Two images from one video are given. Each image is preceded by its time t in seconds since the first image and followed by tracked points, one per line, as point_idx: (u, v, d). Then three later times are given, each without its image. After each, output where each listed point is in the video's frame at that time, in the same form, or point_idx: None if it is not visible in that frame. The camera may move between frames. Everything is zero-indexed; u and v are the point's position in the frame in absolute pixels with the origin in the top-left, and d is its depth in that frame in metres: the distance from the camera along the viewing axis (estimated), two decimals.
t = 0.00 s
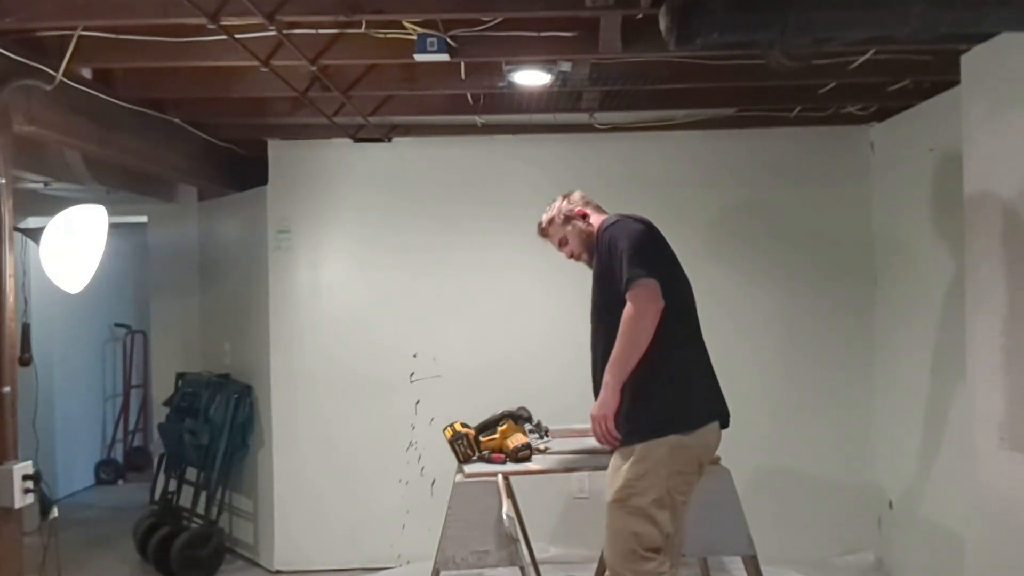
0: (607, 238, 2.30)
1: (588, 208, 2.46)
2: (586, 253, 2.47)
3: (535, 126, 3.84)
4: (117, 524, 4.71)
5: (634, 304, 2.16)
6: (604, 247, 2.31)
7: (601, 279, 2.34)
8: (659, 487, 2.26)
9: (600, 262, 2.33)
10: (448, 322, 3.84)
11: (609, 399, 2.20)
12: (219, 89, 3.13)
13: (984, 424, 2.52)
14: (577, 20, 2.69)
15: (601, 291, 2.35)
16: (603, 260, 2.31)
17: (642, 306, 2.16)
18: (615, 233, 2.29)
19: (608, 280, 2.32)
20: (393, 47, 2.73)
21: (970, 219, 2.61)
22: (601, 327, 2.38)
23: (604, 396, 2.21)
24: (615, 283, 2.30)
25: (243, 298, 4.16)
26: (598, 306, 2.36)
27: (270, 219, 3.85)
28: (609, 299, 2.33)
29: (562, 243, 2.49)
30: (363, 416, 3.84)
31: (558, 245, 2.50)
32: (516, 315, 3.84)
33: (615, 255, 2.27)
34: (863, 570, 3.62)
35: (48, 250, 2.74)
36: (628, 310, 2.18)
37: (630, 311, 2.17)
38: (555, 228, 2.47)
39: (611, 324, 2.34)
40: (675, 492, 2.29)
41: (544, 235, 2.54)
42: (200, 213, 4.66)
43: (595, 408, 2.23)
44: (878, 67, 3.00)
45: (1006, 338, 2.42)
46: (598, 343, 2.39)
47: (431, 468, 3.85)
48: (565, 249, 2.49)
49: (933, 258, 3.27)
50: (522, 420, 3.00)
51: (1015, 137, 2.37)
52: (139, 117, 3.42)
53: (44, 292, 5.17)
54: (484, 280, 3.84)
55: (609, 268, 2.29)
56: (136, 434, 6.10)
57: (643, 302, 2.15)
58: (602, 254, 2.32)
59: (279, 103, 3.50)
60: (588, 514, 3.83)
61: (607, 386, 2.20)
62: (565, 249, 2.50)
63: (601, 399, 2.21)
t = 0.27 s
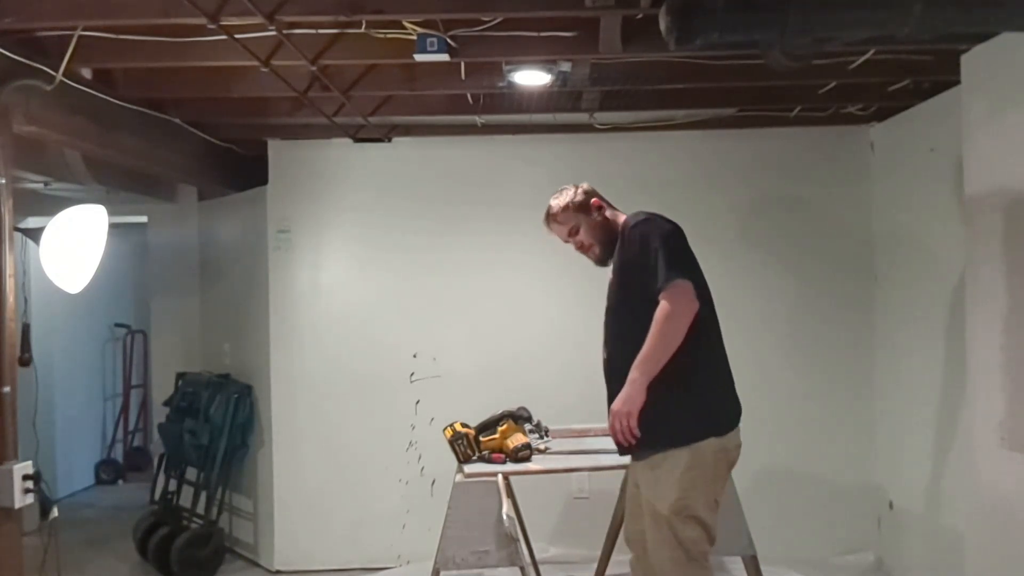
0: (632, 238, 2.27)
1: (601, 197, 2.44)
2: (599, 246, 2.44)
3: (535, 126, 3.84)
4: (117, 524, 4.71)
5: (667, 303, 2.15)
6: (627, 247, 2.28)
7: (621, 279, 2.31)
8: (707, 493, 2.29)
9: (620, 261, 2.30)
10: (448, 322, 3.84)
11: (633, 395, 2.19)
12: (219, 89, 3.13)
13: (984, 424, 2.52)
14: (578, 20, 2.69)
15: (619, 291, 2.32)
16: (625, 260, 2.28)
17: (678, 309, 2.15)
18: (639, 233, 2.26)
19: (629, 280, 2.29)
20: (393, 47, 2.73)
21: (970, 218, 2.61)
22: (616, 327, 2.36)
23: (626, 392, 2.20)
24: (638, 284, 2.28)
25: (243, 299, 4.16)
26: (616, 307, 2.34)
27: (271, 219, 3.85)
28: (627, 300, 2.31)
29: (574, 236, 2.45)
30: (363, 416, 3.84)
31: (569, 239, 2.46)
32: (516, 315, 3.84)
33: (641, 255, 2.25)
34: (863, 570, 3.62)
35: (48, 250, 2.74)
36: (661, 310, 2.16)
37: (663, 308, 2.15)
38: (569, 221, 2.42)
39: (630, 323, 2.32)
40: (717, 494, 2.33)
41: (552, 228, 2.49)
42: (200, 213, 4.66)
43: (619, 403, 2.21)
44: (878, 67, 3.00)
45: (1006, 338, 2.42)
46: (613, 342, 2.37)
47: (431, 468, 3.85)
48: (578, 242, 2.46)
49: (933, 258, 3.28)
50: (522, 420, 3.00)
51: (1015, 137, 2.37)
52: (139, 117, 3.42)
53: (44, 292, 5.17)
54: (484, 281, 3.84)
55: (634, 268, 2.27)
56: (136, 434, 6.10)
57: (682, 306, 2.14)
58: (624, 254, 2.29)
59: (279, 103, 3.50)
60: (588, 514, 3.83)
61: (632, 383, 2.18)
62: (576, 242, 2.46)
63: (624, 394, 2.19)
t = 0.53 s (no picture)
0: (705, 237, 2.05)
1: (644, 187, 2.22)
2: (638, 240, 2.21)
3: (535, 126, 3.84)
4: (117, 524, 4.71)
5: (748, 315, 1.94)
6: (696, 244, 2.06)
7: (683, 276, 2.07)
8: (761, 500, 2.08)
9: (683, 258, 2.07)
10: (448, 322, 3.84)
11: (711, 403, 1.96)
12: (219, 89, 3.13)
13: (984, 424, 2.52)
14: (578, 20, 2.69)
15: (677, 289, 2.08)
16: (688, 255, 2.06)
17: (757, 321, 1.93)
18: (711, 232, 2.06)
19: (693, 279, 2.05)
20: (393, 47, 2.73)
21: (970, 219, 2.61)
22: (668, 328, 2.10)
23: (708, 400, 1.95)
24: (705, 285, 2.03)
25: (242, 299, 4.16)
26: (670, 305, 2.09)
27: (270, 219, 3.85)
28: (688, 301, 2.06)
29: (612, 225, 2.20)
30: (363, 415, 3.84)
31: (605, 227, 2.22)
32: (516, 315, 3.84)
33: (717, 255, 2.02)
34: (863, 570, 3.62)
35: (49, 250, 2.74)
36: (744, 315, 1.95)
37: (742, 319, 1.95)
38: (610, 209, 2.18)
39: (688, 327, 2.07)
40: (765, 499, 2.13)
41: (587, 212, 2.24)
42: (200, 213, 4.66)
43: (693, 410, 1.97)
44: (879, 67, 3.00)
45: (1006, 338, 2.42)
46: (659, 344, 2.13)
47: (431, 468, 3.85)
48: (614, 232, 2.22)
49: (932, 258, 3.28)
50: (522, 420, 3.00)
51: (1015, 137, 2.37)
52: (139, 117, 3.41)
53: (44, 292, 5.17)
54: (484, 282, 3.84)
55: (704, 268, 2.03)
56: (136, 434, 6.10)
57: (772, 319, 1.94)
58: (689, 250, 2.07)
59: (279, 103, 3.50)
60: (588, 514, 3.83)
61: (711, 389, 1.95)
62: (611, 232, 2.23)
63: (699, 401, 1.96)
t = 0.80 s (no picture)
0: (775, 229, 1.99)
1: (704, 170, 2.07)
2: (708, 223, 2.01)
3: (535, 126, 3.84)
4: (116, 524, 4.71)
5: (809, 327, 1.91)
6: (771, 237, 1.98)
7: (755, 266, 1.97)
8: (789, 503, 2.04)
9: (755, 251, 1.98)
10: (448, 322, 3.84)
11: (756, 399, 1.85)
12: (219, 90, 3.13)
13: (984, 424, 2.52)
14: (577, 21, 2.69)
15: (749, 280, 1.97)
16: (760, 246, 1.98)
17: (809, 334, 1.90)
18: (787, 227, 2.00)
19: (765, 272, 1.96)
20: (393, 47, 2.73)
21: (969, 219, 2.61)
22: (733, 321, 1.98)
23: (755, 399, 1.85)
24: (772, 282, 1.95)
25: (242, 299, 4.15)
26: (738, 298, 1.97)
27: (270, 219, 3.85)
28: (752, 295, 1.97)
29: (694, 200, 1.97)
30: (363, 415, 3.84)
31: (684, 201, 1.97)
32: (515, 315, 3.84)
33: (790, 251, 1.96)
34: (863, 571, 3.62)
35: (48, 250, 2.74)
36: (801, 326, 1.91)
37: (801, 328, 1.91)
38: (700, 180, 1.96)
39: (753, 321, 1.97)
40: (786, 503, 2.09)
41: (663, 182, 1.98)
42: (200, 213, 4.66)
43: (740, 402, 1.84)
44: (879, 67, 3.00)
45: (1006, 338, 2.42)
46: (721, 339, 1.98)
47: (431, 468, 3.85)
48: (693, 208, 1.97)
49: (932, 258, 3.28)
50: (522, 420, 3.00)
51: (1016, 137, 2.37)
52: (139, 117, 3.41)
53: (44, 292, 5.17)
54: (484, 282, 3.84)
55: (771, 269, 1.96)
56: (136, 433, 6.10)
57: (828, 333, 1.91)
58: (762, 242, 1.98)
59: (279, 104, 3.50)
60: (588, 514, 3.83)
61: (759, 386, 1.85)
62: (686, 209, 1.98)
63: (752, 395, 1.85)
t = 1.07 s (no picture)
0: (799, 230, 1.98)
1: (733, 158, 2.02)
2: (727, 205, 1.94)
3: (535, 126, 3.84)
4: (116, 525, 4.71)
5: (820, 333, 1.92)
6: (795, 237, 1.97)
7: (781, 267, 1.95)
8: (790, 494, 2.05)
9: (779, 249, 1.95)
10: (448, 322, 3.84)
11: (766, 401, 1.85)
12: (219, 90, 3.13)
13: (984, 424, 2.52)
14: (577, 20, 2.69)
15: (774, 281, 1.94)
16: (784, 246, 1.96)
17: (817, 340, 1.92)
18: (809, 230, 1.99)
19: (789, 274, 1.95)
20: (393, 47, 2.74)
21: (969, 220, 2.61)
22: (757, 322, 1.93)
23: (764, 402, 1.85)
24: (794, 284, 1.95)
25: (242, 298, 4.16)
26: (763, 299, 1.93)
27: (270, 219, 3.85)
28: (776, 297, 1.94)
29: (718, 171, 1.91)
30: (363, 415, 3.84)
31: (709, 170, 1.91)
32: (515, 315, 3.84)
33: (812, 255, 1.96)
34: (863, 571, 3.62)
35: (48, 250, 2.74)
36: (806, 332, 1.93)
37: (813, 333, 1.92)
38: (729, 150, 1.91)
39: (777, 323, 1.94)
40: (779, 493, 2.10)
41: (689, 150, 1.93)
42: (200, 213, 4.66)
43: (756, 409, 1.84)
44: (878, 67, 3.00)
45: (1006, 337, 2.42)
46: (744, 339, 1.93)
47: (431, 468, 3.85)
48: (716, 179, 1.91)
49: (932, 258, 3.28)
50: (522, 420, 3.00)
51: (1016, 136, 2.37)
52: (139, 117, 3.41)
53: (44, 292, 5.17)
54: (484, 282, 3.84)
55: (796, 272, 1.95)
56: (136, 434, 6.09)
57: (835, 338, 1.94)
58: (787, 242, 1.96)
59: (279, 103, 3.50)
60: (588, 514, 3.83)
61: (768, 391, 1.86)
62: (710, 179, 1.91)
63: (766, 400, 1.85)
